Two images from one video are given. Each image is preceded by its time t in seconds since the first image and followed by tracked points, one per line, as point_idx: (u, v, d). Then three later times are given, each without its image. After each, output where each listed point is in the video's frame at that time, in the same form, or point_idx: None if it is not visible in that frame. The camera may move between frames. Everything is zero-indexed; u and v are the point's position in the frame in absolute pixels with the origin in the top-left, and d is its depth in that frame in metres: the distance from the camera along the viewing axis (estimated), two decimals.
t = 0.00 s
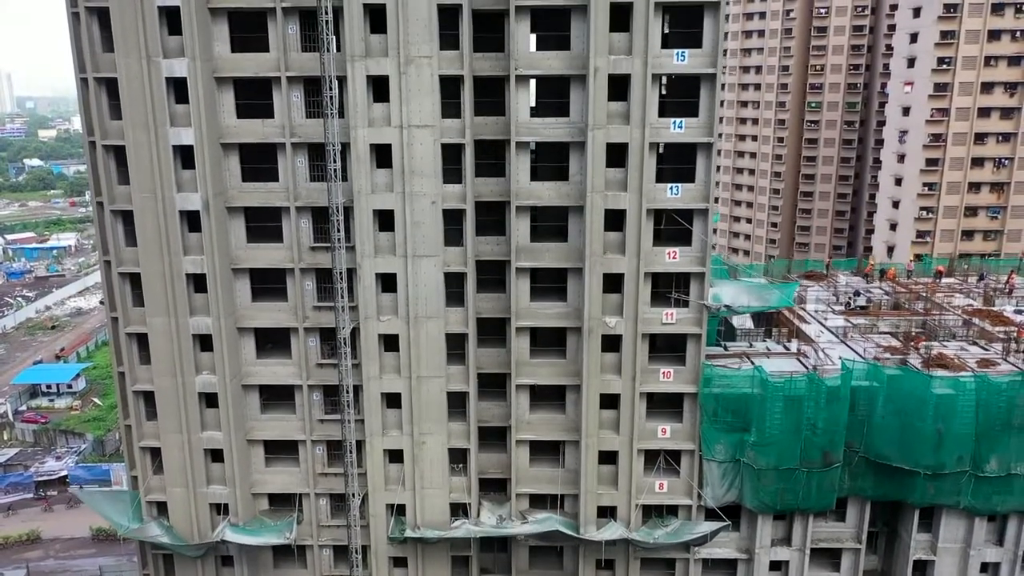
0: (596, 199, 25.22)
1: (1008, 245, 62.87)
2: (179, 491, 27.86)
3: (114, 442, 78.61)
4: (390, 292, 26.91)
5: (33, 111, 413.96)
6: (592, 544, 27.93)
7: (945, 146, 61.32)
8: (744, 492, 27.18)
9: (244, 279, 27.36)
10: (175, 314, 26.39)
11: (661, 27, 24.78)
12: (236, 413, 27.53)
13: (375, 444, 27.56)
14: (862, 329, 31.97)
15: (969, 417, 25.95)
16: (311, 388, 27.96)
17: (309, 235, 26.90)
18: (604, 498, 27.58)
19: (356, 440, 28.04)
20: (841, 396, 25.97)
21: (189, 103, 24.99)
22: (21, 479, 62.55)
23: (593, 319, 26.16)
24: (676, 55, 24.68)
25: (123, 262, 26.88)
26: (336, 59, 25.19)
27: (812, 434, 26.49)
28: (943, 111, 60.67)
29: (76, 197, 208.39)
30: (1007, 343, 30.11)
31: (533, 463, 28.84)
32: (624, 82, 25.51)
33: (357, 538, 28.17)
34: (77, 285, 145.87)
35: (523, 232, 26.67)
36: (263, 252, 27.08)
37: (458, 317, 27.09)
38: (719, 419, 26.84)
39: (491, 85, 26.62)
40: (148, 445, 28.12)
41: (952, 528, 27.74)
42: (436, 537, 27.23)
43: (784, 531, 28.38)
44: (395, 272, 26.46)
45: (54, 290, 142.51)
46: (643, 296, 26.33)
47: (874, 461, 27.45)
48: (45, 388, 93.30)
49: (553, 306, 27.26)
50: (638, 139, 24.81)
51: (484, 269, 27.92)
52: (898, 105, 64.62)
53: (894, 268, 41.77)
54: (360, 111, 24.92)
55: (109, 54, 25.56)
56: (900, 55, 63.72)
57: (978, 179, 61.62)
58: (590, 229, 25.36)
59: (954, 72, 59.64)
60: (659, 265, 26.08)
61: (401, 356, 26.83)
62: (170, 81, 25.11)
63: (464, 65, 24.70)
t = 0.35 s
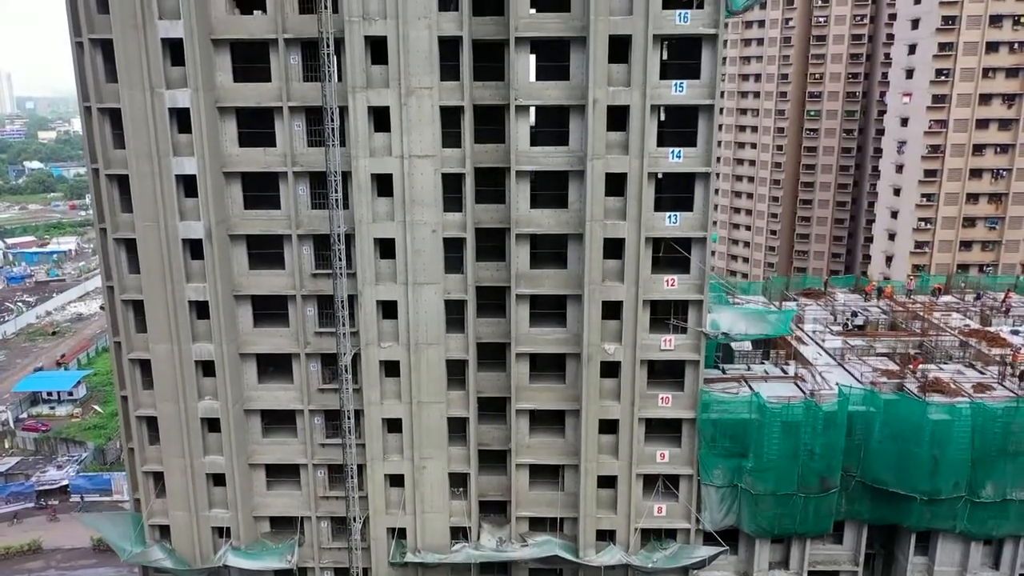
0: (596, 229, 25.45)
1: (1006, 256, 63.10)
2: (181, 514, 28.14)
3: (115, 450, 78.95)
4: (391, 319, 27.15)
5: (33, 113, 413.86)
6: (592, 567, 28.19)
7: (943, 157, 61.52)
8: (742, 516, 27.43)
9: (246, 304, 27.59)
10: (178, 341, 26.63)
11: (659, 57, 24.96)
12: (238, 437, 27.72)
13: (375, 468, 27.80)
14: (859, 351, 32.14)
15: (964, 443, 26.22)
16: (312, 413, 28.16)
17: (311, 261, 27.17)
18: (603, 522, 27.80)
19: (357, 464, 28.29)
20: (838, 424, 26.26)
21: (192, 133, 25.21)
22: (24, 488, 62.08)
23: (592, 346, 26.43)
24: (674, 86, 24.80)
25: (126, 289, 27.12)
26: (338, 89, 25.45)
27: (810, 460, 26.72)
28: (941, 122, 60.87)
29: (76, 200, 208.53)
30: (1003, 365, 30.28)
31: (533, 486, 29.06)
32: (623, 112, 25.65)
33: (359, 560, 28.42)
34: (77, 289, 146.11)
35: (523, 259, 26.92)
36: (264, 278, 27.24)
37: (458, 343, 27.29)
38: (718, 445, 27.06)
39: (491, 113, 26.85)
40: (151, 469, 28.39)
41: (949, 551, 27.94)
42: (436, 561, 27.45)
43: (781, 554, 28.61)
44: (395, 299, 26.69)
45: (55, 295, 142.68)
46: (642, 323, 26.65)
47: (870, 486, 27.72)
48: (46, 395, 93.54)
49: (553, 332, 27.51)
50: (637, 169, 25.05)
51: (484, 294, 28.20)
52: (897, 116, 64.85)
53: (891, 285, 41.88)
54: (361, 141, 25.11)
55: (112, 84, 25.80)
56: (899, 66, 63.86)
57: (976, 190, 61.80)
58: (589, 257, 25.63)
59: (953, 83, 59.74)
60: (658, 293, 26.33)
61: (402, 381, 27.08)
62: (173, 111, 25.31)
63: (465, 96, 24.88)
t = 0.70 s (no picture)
0: (595, 257, 25.71)
1: (1004, 267, 63.25)
2: (184, 539, 28.37)
3: (115, 460, 79.17)
4: (392, 346, 27.35)
5: (32, 115, 413.77)
6: None
7: (942, 169, 61.68)
8: (740, 542, 27.66)
9: (248, 331, 27.76)
10: (180, 368, 26.88)
11: (657, 88, 25.28)
12: (239, 463, 27.89)
13: (376, 493, 27.96)
14: (857, 374, 32.35)
15: (960, 470, 26.39)
16: (313, 439, 28.33)
17: (312, 288, 27.40)
18: (603, 546, 27.98)
19: (358, 488, 28.49)
20: (835, 452, 26.48)
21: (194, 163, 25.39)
22: (24, 497, 61.61)
23: (591, 373, 26.70)
24: (672, 117, 25.12)
25: (128, 317, 27.36)
26: (339, 119, 25.66)
27: (807, 487, 26.94)
28: (940, 134, 61.03)
29: (76, 203, 208.60)
30: (999, 389, 30.47)
31: (533, 509, 29.26)
32: (623, 143, 25.88)
33: None
34: (78, 294, 146.36)
35: (523, 286, 27.21)
36: (266, 305, 27.47)
37: (458, 370, 27.49)
38: (716, 471, 27.27)
39: (490, 141, 27.07)
40: (153, 493, 28.69)
41: None
42: None
43: None
44: (396, 327, 26.86)
45: (56, 300, 142.70)
46: (641, 350, 26.79)
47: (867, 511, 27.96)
48: (47, 403, 93.74)
49: (553, 357, 27.77)
50: (636, 199, 25.30)
51: (484, 319, 28.46)
52: (895, 127, 65.00)
53: (889, 303, 42.04)
54: (362, 171, 25.30)
55: (116, 115, 26.10)
56: (898, 77, 63.97)
57: (974, 202, 61.96)
58: (588, 286, 25.90)
59: (951, 95, 59.90)
60: (657, 321, 26.57)
61: (403, 408, 27.26)
62: (176, 142, 25.54)
63: (465, 127, 25.07)
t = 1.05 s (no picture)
0: (594, 287, 25.90)
1: (1003, 277, 63.39)
2: (186, 563, 28.59)
3: (116, 469, 79.47)
4: (393, 373, 27.54)
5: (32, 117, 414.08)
6: None
7: (940, 180, 61.84)
8: (738, 566, 27.95)
9: (249, 358, 27.92)
10: (182, 395, 27.10)
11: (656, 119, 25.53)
12: (241, 488, 28.08)
13: (376, 518, 28.14)
14: (854, 396, 32.56)
15: (957, 496, 26.58)
16: (314, 464, 28.49)
17: (313, 315, 27.56)
18: (602, 571, 28.11)
19: (359, 512, 28.69)
20: (832, 479, 26.74)
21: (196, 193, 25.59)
22: (25, 507, 61.49)
23: (591, 401, 26.90)
24: (671, 147, 25.28)
25: (131, 344, 27.57)
26: (340, 149, 25.83)
27: (805, 513, 27.28)
28: (938, 145, 61.24)
29: (75, 206, 208.67)
30: (996, 412, 30.62)
31: (533, 533, 29.41)
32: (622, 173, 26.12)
33: None
34: (78, 299, 146.66)
35: (523, 313, 27.41)
36: (267, 332, 27.65)
37: (458, 397, 27.67)
38: (714, 497, 27.48)
39: (490, 169, 27.23)
40: (155, 518, 28.89)
41: None
42: None
43: None
44: (396, 354, 27.06)
45: (56, 306, 142.86)
46: (640, 378, 26.94)
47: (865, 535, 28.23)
48: (48, 411, 93.96)
49: (552, 384, 27.94)
50: (634, 230, 25.52)
51: (484, 345, 28.65)
52: (894, 138, 65.17)
53: (887, 321, 42.41)
54: (364, 201, 25.53)
55: (118, 145, 26.18)
56: (896, 88, 64.17)
57: (973, 213, 62.16)
58: (587, 314, 26.09)
59: (950, 106, 60.10)
60: (655, 348, 26.81)
61: (404, 435, 27.45)
62: (178, 173, 25.70)
63: (465, 158, 25.30)
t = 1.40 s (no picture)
0: (592, 316, 26.18)
1: (1001, 289, 63.47)
2: None
3: (117, 478, 79.65)
4: (394, 399, 27.74)
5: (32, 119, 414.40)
6: None
7: (939, 191, 61.91)
8: None
9: (251, 385, 28.12)
10: (185, 422, 27.28)
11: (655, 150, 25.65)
12: (242, 513, 28.28)
13: (377, 543, 28.33)
14: (852, 418, 32.80)
15: (953, 523, 26.75)
16: (315, 489, 28.61)
17: (314, 343, 27.57)
18: None
19: (360, 537, 28.90)
20: (830, 506, 26.98)
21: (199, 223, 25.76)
22: (26, 517, 61.40)
23: (590, 428, 27.12)
24: (670, 179, 25.44)
25: (133, 372, 27.79)
26: (341, 179, 25.93)
27: (802, 539, 27.51)
28: (937, 157, 61.34)
29: (75, 209, 208.48)
30: (993, 436, 30.83)
31: (532, 557, 29.61)
32: (620, 204, 26.35)
33: None
34: (79, 304, 146.88)
35: (523, 340, 27.54)
36: (268, 359, 27.72)
37: (459, 423, 27.86)
38: (712, 523, 27.73)
39: (491, 198, 27.39)
40: (157, 543, 29.08)
41: None
42: None
43: None
44: (397, 381, 27.29)
45: (57, 311, 142.94)
46: (639, 405, 27.17)
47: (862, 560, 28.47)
48: (49, 419, 94.13)
49: (553, 410, 28.13)
50: (633, 260, 25.72)
51: (484, 370, 28.76)
52: (893, 150, 65.29)
53: (884, 339, 42.61)
54: (365, 231, 25.74)
55: (121, 175, 26.25)
56: (895, 99, 64.30)
57: (971, 224, 62.28)
58: (586, 344, 26.31)
59: (948, 118, 60.24)
60: (654, 376, 27.03)
61: (404, 461, 27.65)
62: (180, 204, 25.88)
63: (465, 189, 25.39)
